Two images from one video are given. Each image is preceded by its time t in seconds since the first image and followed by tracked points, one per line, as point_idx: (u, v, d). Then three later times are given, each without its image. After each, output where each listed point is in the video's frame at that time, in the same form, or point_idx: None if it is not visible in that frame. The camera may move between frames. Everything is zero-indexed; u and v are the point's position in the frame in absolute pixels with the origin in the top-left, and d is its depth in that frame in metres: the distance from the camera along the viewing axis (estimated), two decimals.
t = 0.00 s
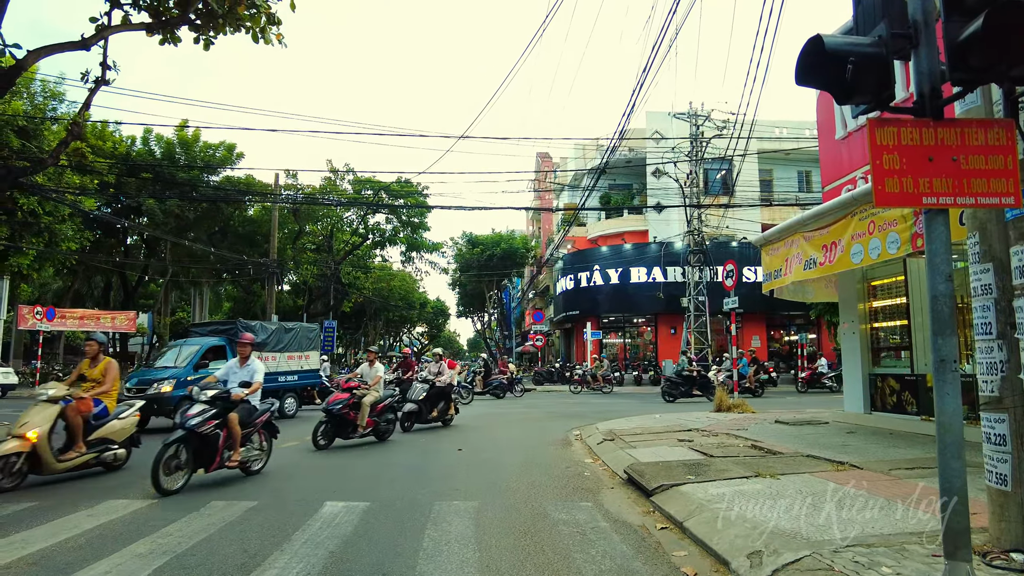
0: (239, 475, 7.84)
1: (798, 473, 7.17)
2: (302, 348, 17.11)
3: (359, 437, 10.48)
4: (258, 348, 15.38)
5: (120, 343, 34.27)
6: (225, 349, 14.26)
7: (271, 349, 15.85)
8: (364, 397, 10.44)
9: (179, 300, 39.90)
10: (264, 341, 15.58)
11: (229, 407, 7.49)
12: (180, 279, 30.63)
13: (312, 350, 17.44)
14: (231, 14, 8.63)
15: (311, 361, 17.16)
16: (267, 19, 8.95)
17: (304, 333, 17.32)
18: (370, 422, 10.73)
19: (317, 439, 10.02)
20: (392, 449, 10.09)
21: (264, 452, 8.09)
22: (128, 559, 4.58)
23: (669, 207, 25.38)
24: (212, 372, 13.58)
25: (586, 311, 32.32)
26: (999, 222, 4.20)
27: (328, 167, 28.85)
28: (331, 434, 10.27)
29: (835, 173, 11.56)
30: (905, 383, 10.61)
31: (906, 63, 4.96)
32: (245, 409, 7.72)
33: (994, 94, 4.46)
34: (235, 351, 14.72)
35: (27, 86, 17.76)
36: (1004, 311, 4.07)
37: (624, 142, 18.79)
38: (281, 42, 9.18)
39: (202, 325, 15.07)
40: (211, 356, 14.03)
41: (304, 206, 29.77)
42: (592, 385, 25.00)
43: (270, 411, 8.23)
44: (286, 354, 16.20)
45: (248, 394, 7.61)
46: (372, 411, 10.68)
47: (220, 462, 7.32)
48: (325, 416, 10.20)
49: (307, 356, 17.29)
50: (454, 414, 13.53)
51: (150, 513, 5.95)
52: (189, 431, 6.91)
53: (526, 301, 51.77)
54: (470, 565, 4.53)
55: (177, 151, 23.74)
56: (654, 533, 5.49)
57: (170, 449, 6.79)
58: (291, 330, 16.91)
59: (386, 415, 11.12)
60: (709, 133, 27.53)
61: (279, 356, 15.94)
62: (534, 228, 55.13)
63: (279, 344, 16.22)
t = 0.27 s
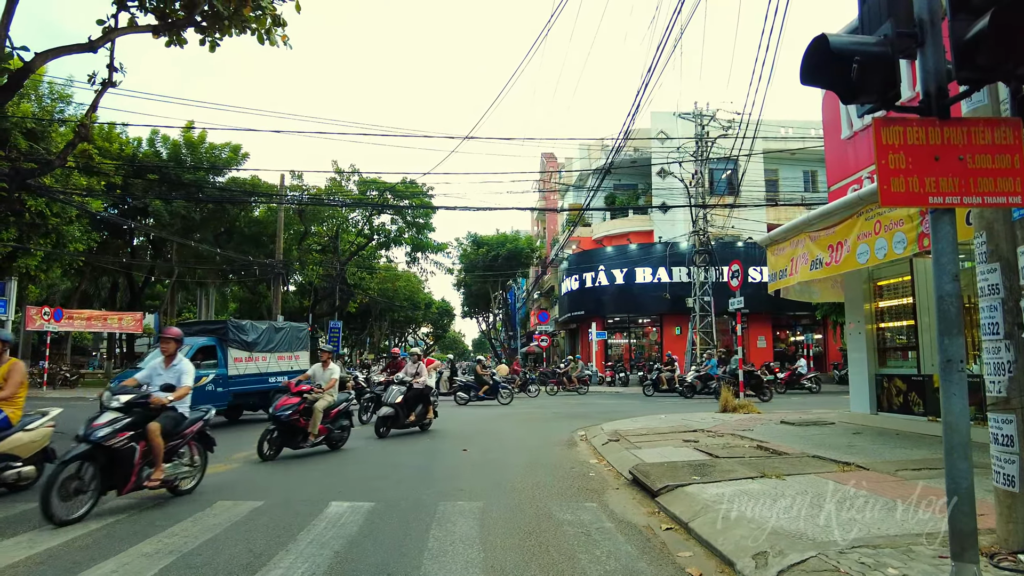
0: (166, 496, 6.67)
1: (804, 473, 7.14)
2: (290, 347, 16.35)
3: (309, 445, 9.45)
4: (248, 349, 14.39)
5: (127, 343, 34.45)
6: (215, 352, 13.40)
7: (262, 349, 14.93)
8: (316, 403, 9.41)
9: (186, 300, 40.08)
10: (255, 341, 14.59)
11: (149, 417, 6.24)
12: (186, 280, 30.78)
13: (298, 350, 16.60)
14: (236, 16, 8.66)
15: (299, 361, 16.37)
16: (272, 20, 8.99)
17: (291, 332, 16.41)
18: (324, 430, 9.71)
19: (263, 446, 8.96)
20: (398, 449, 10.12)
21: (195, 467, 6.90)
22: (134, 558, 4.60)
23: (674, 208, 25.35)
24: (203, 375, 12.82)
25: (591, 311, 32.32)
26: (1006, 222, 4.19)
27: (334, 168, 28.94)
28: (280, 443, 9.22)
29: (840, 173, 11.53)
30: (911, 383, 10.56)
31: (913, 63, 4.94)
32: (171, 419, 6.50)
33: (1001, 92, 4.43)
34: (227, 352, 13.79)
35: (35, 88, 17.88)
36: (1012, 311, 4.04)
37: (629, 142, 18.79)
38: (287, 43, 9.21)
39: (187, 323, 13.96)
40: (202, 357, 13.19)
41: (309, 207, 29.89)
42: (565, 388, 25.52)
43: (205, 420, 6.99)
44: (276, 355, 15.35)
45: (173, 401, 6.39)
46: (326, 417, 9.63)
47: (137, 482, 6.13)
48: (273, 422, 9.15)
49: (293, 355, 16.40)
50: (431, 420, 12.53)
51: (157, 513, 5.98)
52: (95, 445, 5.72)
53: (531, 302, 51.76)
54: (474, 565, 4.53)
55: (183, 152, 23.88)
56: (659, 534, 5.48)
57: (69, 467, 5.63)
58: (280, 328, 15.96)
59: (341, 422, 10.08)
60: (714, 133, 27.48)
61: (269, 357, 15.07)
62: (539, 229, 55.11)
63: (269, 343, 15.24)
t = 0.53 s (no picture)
0: (59, 527, 5.48)
1: (808, 474, 7.12)
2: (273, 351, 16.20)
3: (252, 456, 8.37)
4: (236, 349, 14.35)
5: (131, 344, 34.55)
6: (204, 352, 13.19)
7: (247, 350, 14.84)
8: (260, 408, 8.37)
9: (189, 301, 40.17)
10: (242, 342, 14.53)
11: (29, 432, 5.37)
12: (190, 281, 30.85)
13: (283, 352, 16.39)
14: (240, 17, 8.68)
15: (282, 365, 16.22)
16: (276, 21, 9.00)
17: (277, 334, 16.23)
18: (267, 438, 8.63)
19: (199, 461, 7.87)
20: (400, 450, 10.12)
21: (94, 490, 5.64)
22: (138, 558, 4.61)
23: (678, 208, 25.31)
24: (192, 375, 12.57)
25: (595, 311, 32.30)
26: (1011, 221, 4.17)
27: (337, 169, 28.97)
28: (218, 455, 8.10)
29: (844, 173, 11.50)
30: (915, 383, 10.53)
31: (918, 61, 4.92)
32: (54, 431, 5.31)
33: (1006, 91, 4.41)
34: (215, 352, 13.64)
35: (40, 90, 17.96)
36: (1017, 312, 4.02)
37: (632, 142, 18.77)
38: (290, 44, 9.23)
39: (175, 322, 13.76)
40: (190, 358, 12.91)
41: (312, 208, 29.94)
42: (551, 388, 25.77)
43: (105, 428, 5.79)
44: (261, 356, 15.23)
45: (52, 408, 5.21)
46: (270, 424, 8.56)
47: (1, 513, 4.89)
48: (209, 431, 8.01)
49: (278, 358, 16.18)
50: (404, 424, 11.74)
51: (160, 513, 5.98)
52: None
53: (534, 302, 51.74)
54: (477, 565, 4.52)
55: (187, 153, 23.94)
56: (662, 535, 5.46)
57: None
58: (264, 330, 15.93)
59: (286, 429, 9.02)
60: (717, 133, 27.44)
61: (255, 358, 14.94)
62: (542, 229, 55.10)
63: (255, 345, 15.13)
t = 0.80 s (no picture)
0: None
1: (809, 475, 7.11)
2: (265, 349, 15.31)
3: (178, 471, 7.22)
4: (224, 349, 13.51)
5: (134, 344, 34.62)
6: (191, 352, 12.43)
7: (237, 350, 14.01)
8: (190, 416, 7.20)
9: (192, 301, 40.22)
10: (231, 342, 13.74)
11: None
12: (192, 281, 30.91)
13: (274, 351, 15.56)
14: (242, 18, 8.70)
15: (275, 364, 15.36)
16: (278, 22, 9.02)
17: (267, 332, 15.36)
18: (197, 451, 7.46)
19: (111, 477, 6.59)
20: (402, 450, 10.14)
21: None
22: (140, 558, 4.62)
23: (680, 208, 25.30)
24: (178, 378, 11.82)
25: (596, 312, 32.30)
26: (1013, 222, 4.17)
27: (339, 169, 28.99)
28: (136, 472, 6.85)
29: (846, 173, 11.49)
30: (918, 384, 10.51)
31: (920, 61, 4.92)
32: None
33: (1008, 92, 4.41)
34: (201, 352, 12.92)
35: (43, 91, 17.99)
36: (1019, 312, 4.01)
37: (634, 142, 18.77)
38: (292, 45, 9.24)
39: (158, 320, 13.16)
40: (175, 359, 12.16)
41: (314, 208, 29.99)
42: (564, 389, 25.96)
43: None
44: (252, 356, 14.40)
45: None
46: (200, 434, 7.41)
47: None
48: (125, 444, 6.76)
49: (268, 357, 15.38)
50: (370, 432, 10.77)
51: (163, 514, 6.00)
52: None
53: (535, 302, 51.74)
54: (478, 566, 4.52)
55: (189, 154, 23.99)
56: (664, 535, 5.47)
57: None
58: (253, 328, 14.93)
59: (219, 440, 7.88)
60: (719, 134, 27.43)
61: (246, 358, 14.11)
62: (544, 229, 55.10)
63: (245, 344, 14.32)
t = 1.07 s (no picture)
0: None
1: (811, 478, 7.10)
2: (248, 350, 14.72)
3: (68, 497, 5.90)
4: (207, 350, 12.79)
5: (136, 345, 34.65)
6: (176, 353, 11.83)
7: (221, 351, 13.35)
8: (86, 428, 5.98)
9: (193, 302, 40.28)
10: (214, 342, 13.00)
11: None
12: (194, 283, 30.93)
13: (256, 353, 14.84)
14: (244, 21, 8.72)
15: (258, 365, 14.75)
16: (279, 25, 9.05)
17: (251, 333, 14.63)
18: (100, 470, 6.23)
19: None
20: (404, 452, 10.15)
21: None
22: (142, 561, 4.64)
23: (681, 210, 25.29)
24: (162, 381, 11.26)
25: (598, 314, 32.30)
26: (1014, 226, 4.17)
27: (341, 172, 29.03)
28: (20, 501, 5.63)
29: (847, 176, 11.50)
30: (919, 386, 10.51)
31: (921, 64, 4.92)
32: None
33: (1010, 95, 4.41)
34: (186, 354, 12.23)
35: (46, 93, 18.03)
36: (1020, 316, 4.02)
37: (635, 144, 18.77)
38: (293, 48, 9.27)
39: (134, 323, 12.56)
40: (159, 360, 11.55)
41: (316, 210, 30.01)
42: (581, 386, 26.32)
43: None
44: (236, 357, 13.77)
45: None
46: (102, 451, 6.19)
47: None
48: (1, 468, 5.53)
49: (251, 359, 14.68)
50: (329, 442, 9.82)
51: (165, 516, 6.01)
52: None
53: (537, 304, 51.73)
54: (479, 569, 4.53)
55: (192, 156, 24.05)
56: (665, 539, 5.47)
57: None
58: (237, 329, 14.16)
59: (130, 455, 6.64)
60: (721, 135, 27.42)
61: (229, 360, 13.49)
62: (546, 231, 55.09)
63: (228, 345, 13.62)
